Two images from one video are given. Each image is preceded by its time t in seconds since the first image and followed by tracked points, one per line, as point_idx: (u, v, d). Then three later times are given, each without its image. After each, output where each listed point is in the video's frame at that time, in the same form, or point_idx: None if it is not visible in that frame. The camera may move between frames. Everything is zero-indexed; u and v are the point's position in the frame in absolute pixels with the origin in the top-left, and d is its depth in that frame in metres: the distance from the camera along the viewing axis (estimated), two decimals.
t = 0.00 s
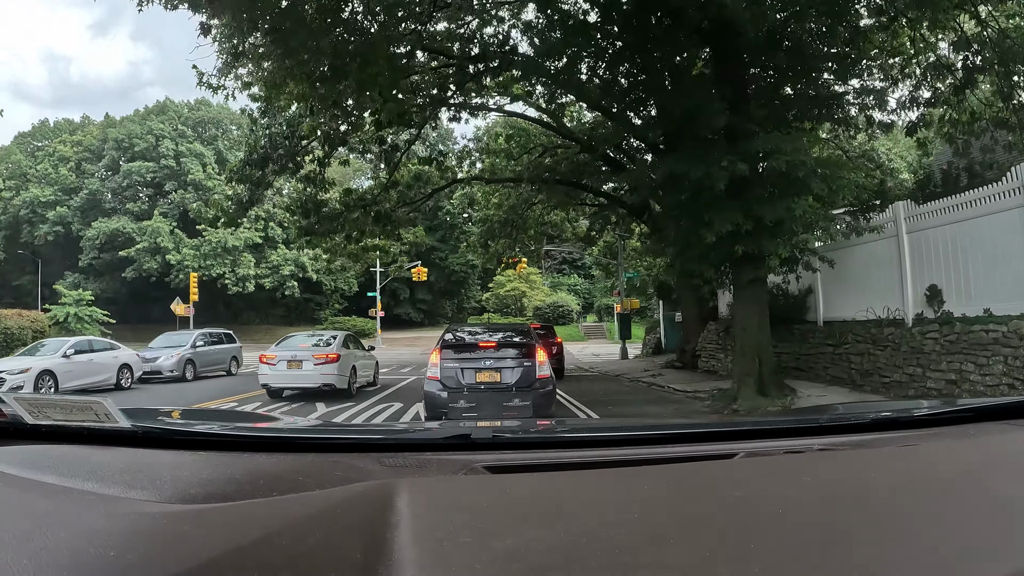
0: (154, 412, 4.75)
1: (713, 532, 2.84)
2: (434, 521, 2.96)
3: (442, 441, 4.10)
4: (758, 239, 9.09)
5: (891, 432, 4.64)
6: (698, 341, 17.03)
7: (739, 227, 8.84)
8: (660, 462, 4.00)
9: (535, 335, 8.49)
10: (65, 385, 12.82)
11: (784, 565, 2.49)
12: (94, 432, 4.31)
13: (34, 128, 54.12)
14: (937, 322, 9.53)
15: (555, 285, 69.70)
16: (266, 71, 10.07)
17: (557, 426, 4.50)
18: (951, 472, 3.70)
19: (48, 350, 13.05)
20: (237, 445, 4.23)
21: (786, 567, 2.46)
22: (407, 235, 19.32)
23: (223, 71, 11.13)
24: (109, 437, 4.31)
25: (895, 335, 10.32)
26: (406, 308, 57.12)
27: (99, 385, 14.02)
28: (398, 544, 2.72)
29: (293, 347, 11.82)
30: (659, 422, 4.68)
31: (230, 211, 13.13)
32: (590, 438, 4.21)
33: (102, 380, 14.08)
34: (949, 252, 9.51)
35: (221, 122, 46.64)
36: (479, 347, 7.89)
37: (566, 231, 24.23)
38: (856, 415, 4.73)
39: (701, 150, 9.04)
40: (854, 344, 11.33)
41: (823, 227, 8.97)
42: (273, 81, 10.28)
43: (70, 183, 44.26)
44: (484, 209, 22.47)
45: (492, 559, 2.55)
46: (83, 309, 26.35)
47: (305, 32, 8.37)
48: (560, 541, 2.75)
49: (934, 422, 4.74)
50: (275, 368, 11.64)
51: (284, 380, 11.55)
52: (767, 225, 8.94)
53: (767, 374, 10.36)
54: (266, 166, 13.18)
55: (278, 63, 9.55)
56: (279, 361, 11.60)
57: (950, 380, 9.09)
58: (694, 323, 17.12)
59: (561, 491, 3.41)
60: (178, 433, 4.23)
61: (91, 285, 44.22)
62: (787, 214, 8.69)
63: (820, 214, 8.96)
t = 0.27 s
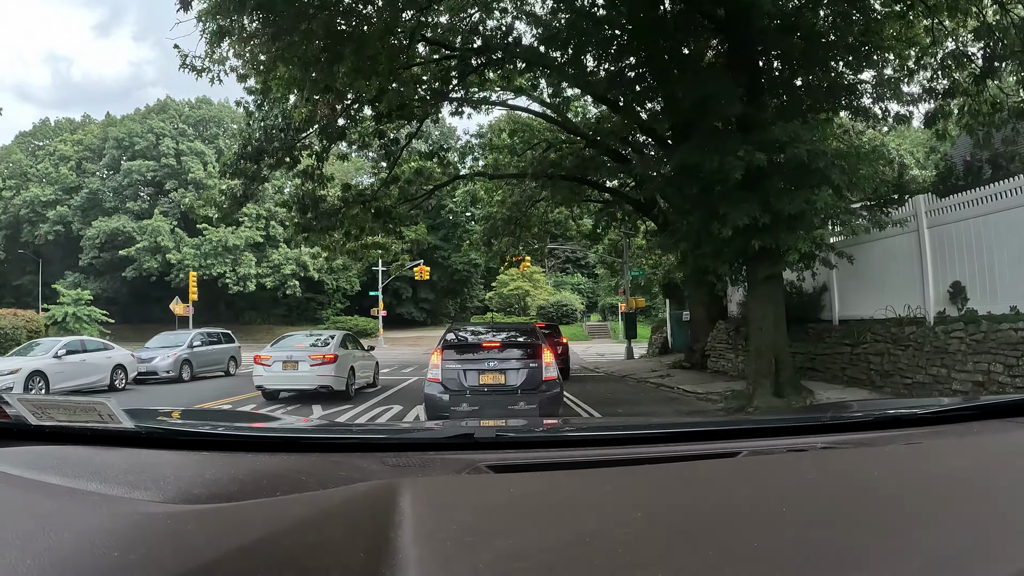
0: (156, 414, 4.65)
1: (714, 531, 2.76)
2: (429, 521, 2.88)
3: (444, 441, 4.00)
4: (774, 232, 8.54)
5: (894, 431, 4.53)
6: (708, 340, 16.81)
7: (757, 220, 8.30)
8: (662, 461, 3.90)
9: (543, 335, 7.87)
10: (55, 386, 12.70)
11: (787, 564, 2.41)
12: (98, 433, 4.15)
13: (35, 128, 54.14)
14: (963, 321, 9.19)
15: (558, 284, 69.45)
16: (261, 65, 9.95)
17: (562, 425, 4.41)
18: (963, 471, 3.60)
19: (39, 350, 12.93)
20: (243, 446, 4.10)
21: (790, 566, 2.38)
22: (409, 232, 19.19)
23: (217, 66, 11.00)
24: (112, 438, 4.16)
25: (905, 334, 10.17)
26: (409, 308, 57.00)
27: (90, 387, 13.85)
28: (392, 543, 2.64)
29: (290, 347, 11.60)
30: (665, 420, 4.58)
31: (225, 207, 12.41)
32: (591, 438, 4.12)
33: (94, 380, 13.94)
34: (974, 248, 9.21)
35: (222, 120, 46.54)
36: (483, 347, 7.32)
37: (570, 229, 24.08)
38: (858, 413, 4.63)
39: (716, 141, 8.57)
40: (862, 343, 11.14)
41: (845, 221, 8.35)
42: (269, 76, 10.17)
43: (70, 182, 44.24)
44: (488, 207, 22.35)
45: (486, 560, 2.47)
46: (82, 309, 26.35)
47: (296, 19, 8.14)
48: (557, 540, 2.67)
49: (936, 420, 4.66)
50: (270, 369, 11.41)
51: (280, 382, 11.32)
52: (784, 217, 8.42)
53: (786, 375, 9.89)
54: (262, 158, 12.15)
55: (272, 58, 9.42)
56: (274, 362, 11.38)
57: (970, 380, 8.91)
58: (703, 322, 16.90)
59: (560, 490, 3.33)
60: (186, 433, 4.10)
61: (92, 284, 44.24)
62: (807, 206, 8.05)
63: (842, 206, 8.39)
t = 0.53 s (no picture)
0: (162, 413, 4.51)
1: (716, 531, 2.68)
2: (425, 522, 2.79)
3: (449, 440, 3.91)
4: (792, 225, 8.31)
5: (901, 430, 4.43)
6: (717, 340, 16.73)
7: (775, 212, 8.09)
8: (664, 460, 3.81)
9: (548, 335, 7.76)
10: (50, 387, 12.67)
11: (790, 565, 2.33)
12: (104, 433, 3.98)
13: (37, 127, 54.18)
14: (986, 319, 8.92)
15: (563, 284, 69.31)
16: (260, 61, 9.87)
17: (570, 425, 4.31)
18: (980, 470, 3.50)
19: (35, 350, 12.93)
20: (253, 447, 3.96)
21: (793, 568, 2.30)
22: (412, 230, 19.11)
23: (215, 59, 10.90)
24: (115, 438, 4.00)
25: (921, 334, 10.03)
26: (413, 307, 56.96)
27: (87, 388, 13.80)
28: (384, 545, 2.57)
29: (288, 347, 11.55)
30: (674, 419, 4.49)
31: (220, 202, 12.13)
32: (591, 437, 4.02)
33: (91, 381, 13.90)
34: (993, 245, 8.95)
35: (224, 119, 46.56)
36: (487, 348, 7.20)
37: (575, 226, 23.98)
38: (865, 412, 4.53)
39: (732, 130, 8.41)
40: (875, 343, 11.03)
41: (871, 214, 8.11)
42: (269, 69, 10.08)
43: (73, 182, 44.35)
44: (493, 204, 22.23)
45: (483, 563, 2.38)
46: (83, 309, 26.41)
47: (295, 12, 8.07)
48: (554, 542, 2.60)
49: (940, 419, 4.56)
50: (268, 369, 11.39)
51: (278, 382, 11.27)
52: (803, 210, 8.20)
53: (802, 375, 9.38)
54: (259, 152, 11.89)
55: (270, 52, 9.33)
56: (272, 363, 11.35)
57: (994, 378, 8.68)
58: (715, 320, 16.82)
59: (560, 490, 3.25)
60: (195, 434, 3.95)
61: (95, 283, 44.33)
62: (828, 198, 7.83)
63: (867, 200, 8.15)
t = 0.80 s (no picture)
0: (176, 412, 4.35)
1: (730, 530, 2.54)
2: (434, 518, 2.70)
3: (461, 436, 3.82)
4: (838, 210, 8.12)
5: (917, 428, 4.18)
6: (742, 337, 16.58)
7: (817, 195, 7.90)
8: (679, 459, 3.66)
9: (570, 332, 7.57)
10: (48, 387, 12.74)
11: (808, 565, 2.19)
12: (121, 431, 3.81)
13: (52, 128, 54.70)
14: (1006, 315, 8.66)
15: (578, 281, 68.97)
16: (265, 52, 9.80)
17: (594, 421, 4.17)
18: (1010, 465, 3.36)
19: (35, 350, 13.05)
20: (281, 444, 3.82)
21: (812, 568, 2.16)
22: (424, 226, 19.00)
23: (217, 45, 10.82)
24: (120, 438, 3.85)
25: (931, 328, 9.71)
26: (427, 305, 56.97)
27: (88, 389, 13.84)
28: (381, 544, 2.46)
29: (290, 348, 11.51)
30: (690, 414, 4.36)
31: (221, 193, 11.99)
32: (606, 435, 3.89)
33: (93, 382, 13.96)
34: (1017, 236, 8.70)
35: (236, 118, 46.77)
36: (503, 349, 7.06)
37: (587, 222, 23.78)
38: (878, 409, 4.28)
39: (767, 113, 8.23)
40: (887, 338, 10.73)
41: (923, 198, 7.84)
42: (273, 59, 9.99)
43: (87, 182, 44.77)
44: (506, 199, 22.09)
45: (493, 560, 2.29)
46: (93, 308, 26.60)
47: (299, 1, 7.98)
48: (560, 542, 2.47)
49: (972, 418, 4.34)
50: (270, 371, 11.34)
51: (279, 384, 11.22)
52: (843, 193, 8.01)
53: (844, 373, 8.99)
54: (260, 143, 11.68)
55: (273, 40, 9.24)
56: (274, 364, 11.31)
57: (1005, 373, 8.29)
58: (739, 317, 16.60)
59: (568, 488, 3.12)
60: (220, 430, 3.81)
61: (109, 283, 44.73)
62: (875, 179, 7.58)
63: (919, 184, 7.88)
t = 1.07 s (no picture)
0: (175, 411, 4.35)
1: (730, 530, 2.54)
2: (434, 519, 2.70)
3: (461, 437, 3.82)
4: (838, 210, 8.12)
5: (917, 428, 4.18)
6: (742, 337, 16.58)
7: (816, 195, 7.90)
8: (679, 459, 3.66)
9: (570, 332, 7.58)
10: (48, 387, 12.74)
11: (808, 565, 2.19)
12: (121, 431, 3.82)
13: (51, 128, 54.61)
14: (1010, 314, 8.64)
15: (578, 281, 68.97)
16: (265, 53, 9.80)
17: (594, 421, 4.17)
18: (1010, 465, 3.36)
19: (35, 350, 13.04)
20: (280, 444, 3.82)
21: (811, 568, 2.16)
22: (424, 226, 18.99)
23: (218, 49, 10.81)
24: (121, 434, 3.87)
25: (931, 328, 9.70)
26: (427, 305, 56.92)
27: (88, 389, 13.83)
28: (381, 544, 2.46)
29: (290, 348, 11.51)
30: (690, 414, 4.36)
31: (221, 194, 12.01)
32: (607, 435, 3.89)
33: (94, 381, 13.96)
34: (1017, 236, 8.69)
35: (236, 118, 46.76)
36: (503, 349, 7.06)
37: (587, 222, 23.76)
38: (878, 410, 4.28)
39: (768, 112, 8.23)
40: (887, 338, 10.73)
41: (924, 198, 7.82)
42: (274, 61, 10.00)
43: (87, 182, 44.78)
44: (507, 199, 22.11)
45: (493, 561, 2.28)
46: (93, 308, 26.62)
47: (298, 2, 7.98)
48: (561, 542, 2.47)
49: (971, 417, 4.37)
50: (270, 371, 11.34)
51: (279, 384, 11.22)
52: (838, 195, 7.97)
53: (845, 373, 8.98)
54: (261, 143, 11.72)
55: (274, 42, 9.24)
56: (274, 364, 11.30)
57: (1005, 373, 8.29)
58: (739, 317, 16.61)
59: (568, 488, 3.12)
60: (220, 430, 3.81)
61: (109, 283, 44.74)
62: (875, 179, 7.58)
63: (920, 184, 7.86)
